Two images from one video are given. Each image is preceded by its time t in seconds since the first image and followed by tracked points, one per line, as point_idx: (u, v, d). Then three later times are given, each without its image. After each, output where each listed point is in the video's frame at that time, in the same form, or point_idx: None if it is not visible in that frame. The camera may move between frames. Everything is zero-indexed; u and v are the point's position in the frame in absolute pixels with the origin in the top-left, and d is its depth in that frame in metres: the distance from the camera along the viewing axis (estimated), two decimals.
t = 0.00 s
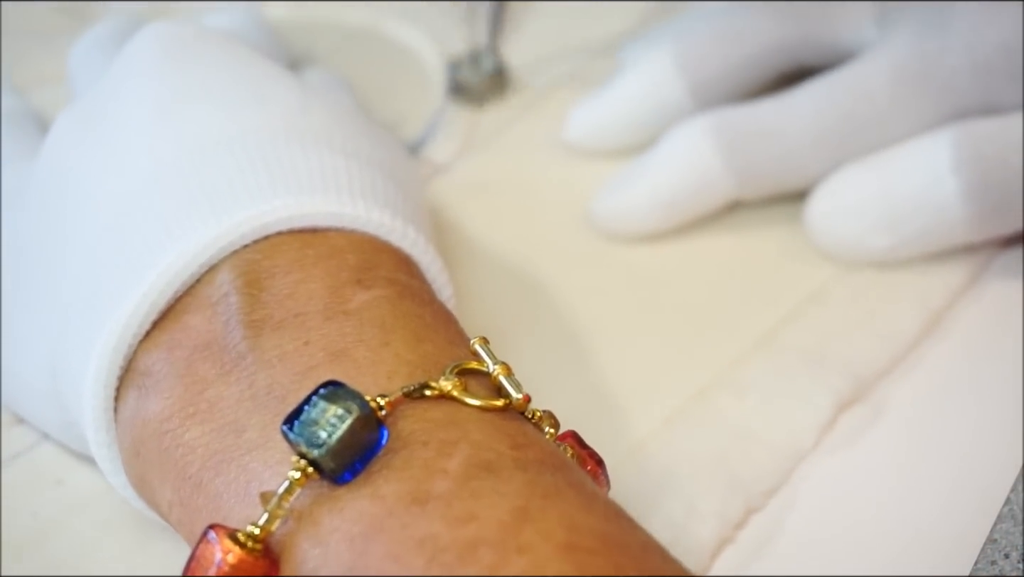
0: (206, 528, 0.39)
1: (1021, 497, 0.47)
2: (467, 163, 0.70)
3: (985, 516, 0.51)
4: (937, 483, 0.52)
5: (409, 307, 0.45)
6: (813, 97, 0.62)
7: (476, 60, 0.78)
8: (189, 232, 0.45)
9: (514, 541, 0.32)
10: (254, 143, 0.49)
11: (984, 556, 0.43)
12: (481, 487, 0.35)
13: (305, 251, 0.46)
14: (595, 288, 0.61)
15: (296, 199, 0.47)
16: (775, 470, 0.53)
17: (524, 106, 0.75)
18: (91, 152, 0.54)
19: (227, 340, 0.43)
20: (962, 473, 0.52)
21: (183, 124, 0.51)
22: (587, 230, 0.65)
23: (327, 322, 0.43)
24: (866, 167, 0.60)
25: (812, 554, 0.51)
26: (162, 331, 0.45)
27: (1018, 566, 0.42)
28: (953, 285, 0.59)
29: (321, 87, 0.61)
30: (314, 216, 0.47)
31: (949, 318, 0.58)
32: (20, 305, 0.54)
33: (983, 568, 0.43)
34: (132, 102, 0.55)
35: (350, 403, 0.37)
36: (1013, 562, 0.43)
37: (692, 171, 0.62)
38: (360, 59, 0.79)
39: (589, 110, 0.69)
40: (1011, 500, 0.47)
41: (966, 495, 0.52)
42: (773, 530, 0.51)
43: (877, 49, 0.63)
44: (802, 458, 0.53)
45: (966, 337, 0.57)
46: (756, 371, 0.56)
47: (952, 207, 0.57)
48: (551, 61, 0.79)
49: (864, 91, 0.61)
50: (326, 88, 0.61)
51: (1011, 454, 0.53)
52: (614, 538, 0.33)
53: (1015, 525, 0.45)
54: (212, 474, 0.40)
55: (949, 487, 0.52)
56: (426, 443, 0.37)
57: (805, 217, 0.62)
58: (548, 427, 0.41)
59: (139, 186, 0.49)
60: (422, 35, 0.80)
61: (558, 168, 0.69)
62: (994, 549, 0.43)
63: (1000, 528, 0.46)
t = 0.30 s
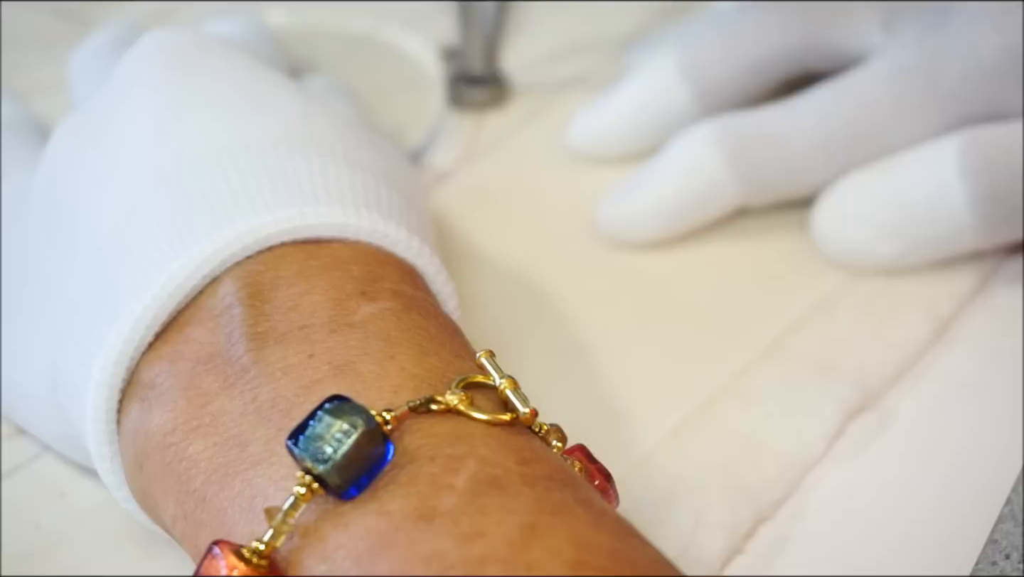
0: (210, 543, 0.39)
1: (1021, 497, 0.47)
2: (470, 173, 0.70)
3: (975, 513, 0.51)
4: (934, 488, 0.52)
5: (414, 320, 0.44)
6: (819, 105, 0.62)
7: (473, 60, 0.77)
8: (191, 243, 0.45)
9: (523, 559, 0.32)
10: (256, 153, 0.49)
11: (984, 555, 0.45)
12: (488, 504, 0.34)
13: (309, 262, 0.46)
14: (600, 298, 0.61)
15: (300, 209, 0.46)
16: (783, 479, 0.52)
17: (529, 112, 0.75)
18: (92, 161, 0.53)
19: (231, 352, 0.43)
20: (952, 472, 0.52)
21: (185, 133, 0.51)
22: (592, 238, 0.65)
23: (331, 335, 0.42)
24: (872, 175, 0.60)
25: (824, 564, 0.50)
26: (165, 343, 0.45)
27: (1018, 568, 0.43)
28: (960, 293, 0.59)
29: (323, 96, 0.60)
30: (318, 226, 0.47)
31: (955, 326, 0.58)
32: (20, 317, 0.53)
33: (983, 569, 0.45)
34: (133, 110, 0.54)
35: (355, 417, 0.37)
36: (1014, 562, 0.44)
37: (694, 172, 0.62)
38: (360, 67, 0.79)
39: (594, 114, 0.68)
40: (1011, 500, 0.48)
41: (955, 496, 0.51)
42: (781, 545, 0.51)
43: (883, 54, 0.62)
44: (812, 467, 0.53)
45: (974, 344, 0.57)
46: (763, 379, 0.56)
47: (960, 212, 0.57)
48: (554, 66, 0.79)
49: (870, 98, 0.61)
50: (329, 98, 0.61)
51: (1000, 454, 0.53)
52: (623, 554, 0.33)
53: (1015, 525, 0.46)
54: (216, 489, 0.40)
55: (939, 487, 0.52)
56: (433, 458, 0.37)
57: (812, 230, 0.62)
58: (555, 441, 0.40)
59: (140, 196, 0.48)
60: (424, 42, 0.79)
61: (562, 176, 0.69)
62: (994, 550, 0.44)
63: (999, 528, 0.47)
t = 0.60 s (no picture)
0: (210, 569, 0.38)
1: (1021, 497, 0.48)
2: (474, 185, 0.69)
3: (965, 514, 0.51)
4: (930, 496, 0.52)
5: (416, 342, 0.44)
6: (827, 115, 0.61)
7: (476, 57, 0.76)
8: (191, 265, 0.45)
9: None
10: (256, 172, 0.48)
11: (984, 556, 0.45)
12: (492, 529, 0.34)
13: (310, 285, 0.46)
14: (607, 310, 0.60)
15: (303, 230, 0.46)
16: (792, 495, 0.52)
17: (536, 120, 0.74)
18: (90, 176, 0.53)
19: (231, 376, 0.43)
20: (950, 476, 0.52)
21: (185, 149, 0.51)
22: (597, 249, 0.64)
23: (333, 358, 0.42)
24: (878, 187, 0.59)
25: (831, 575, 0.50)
26: (164, 365, 0.45)
27: (1018, 567, 0.44)
28: (971, 304, 0.58)
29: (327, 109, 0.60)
30: (319, 248, 0.46)
31: (968, 335, 0.57)
32: (18, 332, 0.53)
33: (983, 569, 0.45)
34: (132, 124, 0.54)
35: (358, 442, 0.36)
36: (1013, 562, 0.44)
37: (701, 184, 0.61)
38: (363, 75, 0.78)
39: (601, 123, 0.68)
40: (1010, 499, 0.49)
41: (945, 497, 0.52)
42: (794, 558, 0.51)
43: (888, 66, 0.62)
44: (822, 481, 0.53)
45: (986, 355, 0.56)
46: (774, 393, 0.56)
47: (971, 221, 0.56)
48: (558, 71, 0.78)
49: (878, 107, 0.60)
50: (332, 111, 0.60)
51: (994, 454, 0.53)
52: None
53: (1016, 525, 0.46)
54: (217, 513, 0.39)
55: (941, 492, 0.52)
56: (436, 483, 0.37)
57: (823, 238, 0.61)
58: (559, 463, 0.40)
59: (139, 214, 0.48)
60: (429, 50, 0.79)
61: (569, 185, 0.69)
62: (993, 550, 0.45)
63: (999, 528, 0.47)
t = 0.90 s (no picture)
0: None
1: (1020, 497, 0.48)
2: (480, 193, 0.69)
3: (949, 520, 0.52)
4: (928, 506, 0.52)
5: (423, 358, 0.44)
6: (837, 122, 0.61)
7: (477, 63, 0.77)
8: (195, 278, 0.44)
9: None
10: (260, 184, 0.48)
11: (983, 556, 0.46)
12: (503, 549, 0.33)
13: (314, 299, 0.45)
14: (615, 320, 0.60)
15: (310, 244, 0.46)
16: (802, 507, 0.53)
17: (543, 128, 0.74)
18: (91, 186, 0.52)
19: (235, 392, 0.42)
20: (959, 485, 0.53)
21: (188, 160, 0.50)
22: (605, 259, 0.64)
23: (338, 374, 0.41)
24: (892, 198, 0.59)
25: None
26: (167, 381, 0.44)
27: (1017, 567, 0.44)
28: (981, 317, 0.58)
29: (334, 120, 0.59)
30: (324, 262, 0.46)
31: (977, 349, 0.57)
32: (19, 343, 0.52)
33: (982, 568, 0.45)
34: (135, 134, 0.53)
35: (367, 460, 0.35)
36: (1013, 562, 0.44)
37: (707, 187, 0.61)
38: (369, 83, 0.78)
39: (613, 131, 0.67)
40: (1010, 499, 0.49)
41: (939, 503, 0.52)
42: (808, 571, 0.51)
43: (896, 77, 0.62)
44: (833, 493, 0.53)
45: (996, 367, 0.56)
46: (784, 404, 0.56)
47: (980, 231, 0.56)
48: (565, 80, 0.77)
49: (887, 114, 0.60)
50: (339, 122, 0.60)
51: (992, 458, 0.53)
52: None
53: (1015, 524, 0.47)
54: (222, 531, 0.38)
55: (951, 501, 0.52)
56: (445, 501, 0.36)
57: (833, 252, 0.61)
58: (569, 479, 0.40)
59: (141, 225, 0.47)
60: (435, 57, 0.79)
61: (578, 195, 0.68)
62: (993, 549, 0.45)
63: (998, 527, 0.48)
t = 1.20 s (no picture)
0: None
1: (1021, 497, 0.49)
2: (489, 202, 0.69)
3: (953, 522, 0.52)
4: (942, 517, 0.52)
5: (436, 375, 0.43)
6: (849, 121, 0.60)
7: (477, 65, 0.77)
8: (205, 295, 0.44)
9: None
10: (269, 197, 0.47)
11: (985, 556, 0.47)
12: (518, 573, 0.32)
13: (326, 315, 0.45)
14: (628, 331, 0.60)
15: (321, 259, 0.45)
16: (819, 522, 0.52)
17: (552, 137, 0.73)
18: (98, 198, 0.52)
19: (246, 411, 0.42)
20: (971, 494, 0.52)
21: (196, 173, 0.49)
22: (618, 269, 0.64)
23: (351, 393, 0.41)
24: (913, 204, 0.58)
25: None
26: (177, 398, 0.44)
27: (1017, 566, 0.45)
28: (997, 325, 0.58)
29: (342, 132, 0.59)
30: (336, 277, 0.45)
31: (992, 360, 0.57)
32: (25, 357, 0.52)
33: (983, 568, 0.47)
34: (142, 147, 0.53)
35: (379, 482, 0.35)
36: (1013, 561, 0.46)
37: (714, 172, 0.61)
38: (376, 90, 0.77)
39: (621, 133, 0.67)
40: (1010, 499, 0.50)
41: (949, 511, 0.52)
42: None
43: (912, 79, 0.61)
44: (848, 507, 0.53)
45: (1010, 377, 0.56)
46: (800, 414, 0.55)
47: (997, 239, 0.55)
48: (573, 86, 0.77)
49: (900, 118, 0.59)
50: (348, 133, 0.60)
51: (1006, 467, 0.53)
52: None
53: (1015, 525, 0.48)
54: (233, 551, 0.38)
55: (966, 511, 0.52)
56: (459, 524, 0.35)
57: (846, 258, 0.61)
58: (584, 500, 0.39)
59: (149, 240, 0.47)
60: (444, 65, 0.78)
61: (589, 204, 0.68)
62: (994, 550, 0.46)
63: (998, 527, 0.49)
